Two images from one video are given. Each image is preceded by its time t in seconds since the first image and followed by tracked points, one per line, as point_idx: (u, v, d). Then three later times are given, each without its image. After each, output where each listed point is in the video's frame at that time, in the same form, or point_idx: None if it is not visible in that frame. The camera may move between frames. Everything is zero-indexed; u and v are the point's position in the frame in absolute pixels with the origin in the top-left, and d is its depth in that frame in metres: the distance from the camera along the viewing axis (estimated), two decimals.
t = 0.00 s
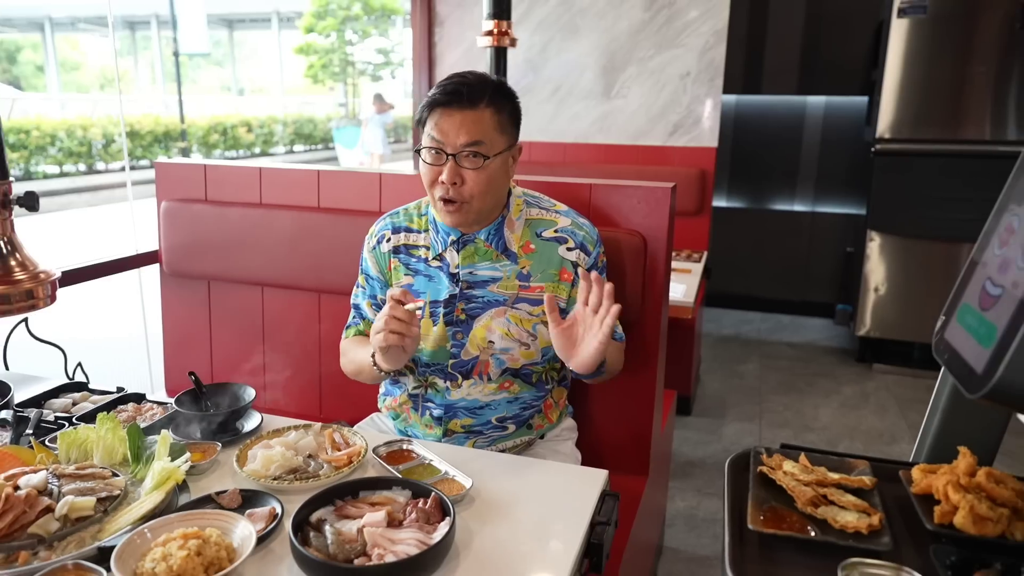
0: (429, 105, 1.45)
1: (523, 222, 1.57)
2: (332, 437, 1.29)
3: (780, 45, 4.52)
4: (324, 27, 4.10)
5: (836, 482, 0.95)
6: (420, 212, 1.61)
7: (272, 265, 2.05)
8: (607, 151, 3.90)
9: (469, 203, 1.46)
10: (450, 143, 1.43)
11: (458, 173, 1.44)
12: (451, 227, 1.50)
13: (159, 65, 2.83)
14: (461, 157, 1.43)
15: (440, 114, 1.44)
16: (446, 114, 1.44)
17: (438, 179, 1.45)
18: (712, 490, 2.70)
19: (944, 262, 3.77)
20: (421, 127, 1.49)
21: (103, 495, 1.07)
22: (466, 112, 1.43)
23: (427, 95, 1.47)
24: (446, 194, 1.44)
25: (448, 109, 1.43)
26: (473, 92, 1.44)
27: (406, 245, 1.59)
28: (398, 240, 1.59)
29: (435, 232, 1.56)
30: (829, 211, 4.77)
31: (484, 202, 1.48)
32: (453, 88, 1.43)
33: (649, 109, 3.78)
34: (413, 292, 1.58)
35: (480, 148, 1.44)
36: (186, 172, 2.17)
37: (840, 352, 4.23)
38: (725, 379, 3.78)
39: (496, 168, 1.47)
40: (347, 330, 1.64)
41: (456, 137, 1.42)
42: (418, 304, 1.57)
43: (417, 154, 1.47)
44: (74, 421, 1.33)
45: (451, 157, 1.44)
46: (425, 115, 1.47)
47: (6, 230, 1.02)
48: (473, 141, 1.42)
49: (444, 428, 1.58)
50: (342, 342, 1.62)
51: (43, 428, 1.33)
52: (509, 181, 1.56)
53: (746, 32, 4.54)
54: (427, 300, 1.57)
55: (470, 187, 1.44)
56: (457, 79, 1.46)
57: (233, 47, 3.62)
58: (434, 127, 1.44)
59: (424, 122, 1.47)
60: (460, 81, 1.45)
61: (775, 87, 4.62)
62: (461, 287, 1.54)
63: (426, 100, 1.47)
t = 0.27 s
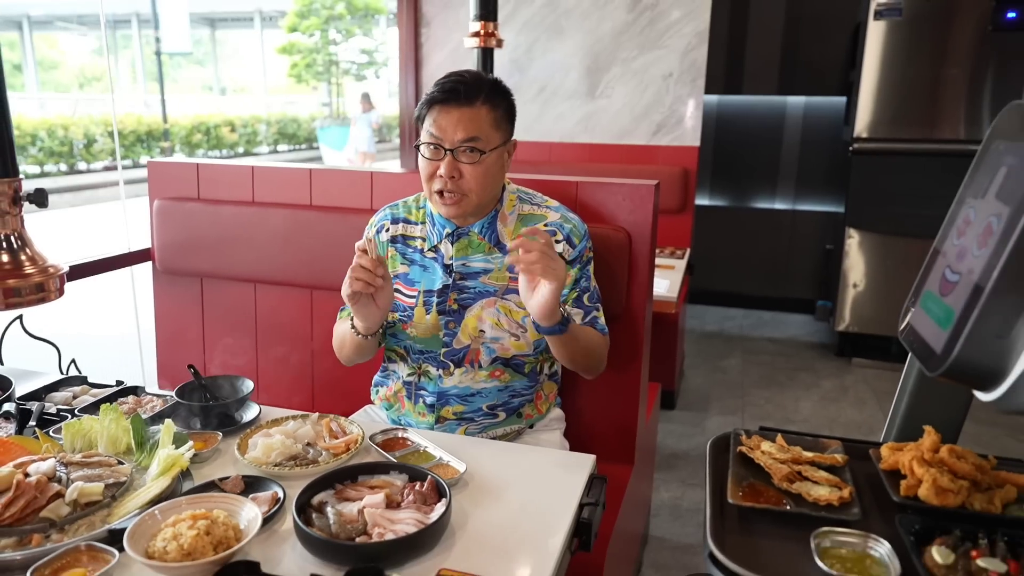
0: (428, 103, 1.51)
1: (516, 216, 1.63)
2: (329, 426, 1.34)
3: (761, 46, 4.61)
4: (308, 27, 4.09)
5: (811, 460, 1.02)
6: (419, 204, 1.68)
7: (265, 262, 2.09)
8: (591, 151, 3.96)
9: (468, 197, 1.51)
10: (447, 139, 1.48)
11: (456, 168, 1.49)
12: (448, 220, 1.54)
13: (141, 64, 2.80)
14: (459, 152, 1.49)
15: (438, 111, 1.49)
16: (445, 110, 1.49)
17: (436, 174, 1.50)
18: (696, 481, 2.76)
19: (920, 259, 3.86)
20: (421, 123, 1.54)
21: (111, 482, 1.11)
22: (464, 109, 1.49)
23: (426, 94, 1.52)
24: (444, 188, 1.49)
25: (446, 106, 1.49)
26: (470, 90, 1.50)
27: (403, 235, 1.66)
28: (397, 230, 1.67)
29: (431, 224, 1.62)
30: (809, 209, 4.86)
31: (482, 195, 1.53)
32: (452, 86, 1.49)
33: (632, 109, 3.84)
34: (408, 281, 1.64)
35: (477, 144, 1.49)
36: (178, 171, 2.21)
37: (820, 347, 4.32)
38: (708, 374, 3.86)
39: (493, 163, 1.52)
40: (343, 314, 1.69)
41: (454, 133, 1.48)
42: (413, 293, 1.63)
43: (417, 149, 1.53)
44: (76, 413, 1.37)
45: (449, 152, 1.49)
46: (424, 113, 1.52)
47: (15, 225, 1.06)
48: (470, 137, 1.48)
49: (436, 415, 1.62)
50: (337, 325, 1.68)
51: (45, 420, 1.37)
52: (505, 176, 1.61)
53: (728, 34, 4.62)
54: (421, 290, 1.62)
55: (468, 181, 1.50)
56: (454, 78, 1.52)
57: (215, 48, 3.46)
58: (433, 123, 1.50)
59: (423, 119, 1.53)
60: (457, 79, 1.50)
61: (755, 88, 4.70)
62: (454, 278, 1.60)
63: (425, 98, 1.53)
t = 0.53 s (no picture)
0: (418, 100, 1.54)
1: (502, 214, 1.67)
2: (322, 421, 1.37)
3: (742, 47, 4.67)
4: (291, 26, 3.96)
5: (787, 448, 1.06)
6: (408, 203, 1.73)
7: (254, 262, 2.11)
8: (575, 150, 4.00)
9: (459, 191, 1.54)
10: (439, 134, 1.52)
11: (447, 163, 1.52)
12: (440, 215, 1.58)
13: (119, 63, 2.72)
14: (450, 147, 1.52)
15: (429, 107, 1.52)
16: (435, 107, 1.52)
17: (428, 169, 1.54)
18: (680, 475, 2.82)
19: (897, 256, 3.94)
20: (412, 120, 1.57)
21: (108, 476, 1.14)
22: (454, 105, 1.52)
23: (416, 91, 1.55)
24: (436, 182, 1.53)
25: (436, 103, 1.52)
26: (459, 87, 1.53)
27: (392, 233, 1.70)
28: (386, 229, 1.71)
29: (420, 223, 1.67)
30: (789, 208, 4.94)
31: (473, 189, 1.56)
32: (442, 83, 1.52)
33: (616, 109, 3.89)
34: (397, 278, 1.68)
35: (467, 139, 1.52)
36: (166, 171, 2.22)
37: (800, 344, 4.40)
38: (691, 371, 3.91)
39: (483, 158, 1.55)
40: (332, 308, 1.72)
41: (445, 129, 1.51)
42: (402, 290, 1.67)
43: (409, 145, 1.56)
44: (71, 410, 1.39)
45: (441, 147, 1.52)
46: (414, 109, 1.55)
47: (13, 225, 1.08)
48: (460, 132, 1.51)
49: (426, 410, 1.66)
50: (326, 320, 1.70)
51: (40, 418, 1.39)
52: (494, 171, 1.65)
53: (709, 35, 4.69)
54: (410, 286, 1.66)
55: (459, 175, 1.53)
56: (444, 75, 1.55)
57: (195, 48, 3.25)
58: (424, 120, 1.53)
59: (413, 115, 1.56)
60: (447, 77, 1.54)
61: (737, 88, 4.76)
62: (442, 275, 1.64)
63: (415, 95, 1.56)
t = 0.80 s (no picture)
0: (406, 98, 1.56)
1: (488, 214, 1.70)
2: (313, 420, 1.38)
3: (723, 48, 4.73)
4: (272, 26, 3.90)
5: (770, 441, 1.10)
6: (394, 206, 1.75)
7: (242, 263, 2.12)
8: (560, 151, 4.03)
9: (446, 187, 1.56)
10: (426, 131, 1.54)
11: (434, 159, 1.54)
12: (426, 211, 1.60)
13: (97, 63, 2.70)
14: (437, 144, 1.54)
15: (416, 105, 1.55)
16: (422, 104, 1.54)
17: (415, 165, 1.56)
18: (665, 471, 2.86)
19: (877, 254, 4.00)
20: (399, 118, 1.59)
21: (102, 477, 1.14)
22: (441, 103, 1.54)
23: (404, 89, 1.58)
24: (422, 179, 1.55)
25: (423, 101, 1.54)
26: (447, 85, 1.55)
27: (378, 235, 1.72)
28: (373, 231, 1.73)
29: (407, 224, 1.69)
30: (771, 207, 5.00)
31: (460, 186, 1.58)
32: (429, 81, 1.54)
33: (600, 110, 3.92)
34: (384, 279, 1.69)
35: (454, 136, 1.55)
36: (153, 173, 2.22)
37: (783, 341, 4.46)
38: (675, 369, 3.95)
39: (470, 155, 1.57)
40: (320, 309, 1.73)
41: (432, 125, 1.53)
42: (389, 291, 1.68)
43: (396, 142, 1.58)
44: (62, 412, 1.39)
45: (428, 144, 1.54)
46: (401, 107, 1.57)
47: (8, 229, 1.09)
48: (447, 129, 1.54)
49: (415, 409, 1.68)
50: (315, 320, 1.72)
51: (31, 420, 1.39)
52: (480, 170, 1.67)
53: (691, 36, 4.75)
54: (397, 287, 1.67)
55: (446, 172, 1.55)
56: (431, 74, 1.57)
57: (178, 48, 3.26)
58: (411, 117, 1.55)
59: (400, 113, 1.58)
60: (434, 75, 1.56)
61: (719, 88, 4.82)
62: (429, 275, 1.65)
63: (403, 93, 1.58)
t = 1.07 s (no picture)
0: (384, 106, 1.56)
1: (469, 216, 1.69)
2: (304, 420, 1.39)
3: (704, 48, 4.79)
4: (252, 25, 3.81)
5: (757, 436, 1.12)
6: (375, 209, 1.73)
7: (229, 264, 2.12)
8: (543, 151, 4.05)
9: (429, 194, 1.57)
10: (407, 139, 1.54)
11: (416, 167, 1.55)
12: (409, 218, 1.60)
13: (74, 62, 2.66)
14: (419, 151, 1.55)
15: (396, 113, 1.55)
16: (402, 112, 1.55)
17: (397, 173, 1.56)
18: (651, 468, 2.88)
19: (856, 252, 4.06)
20: (377, 126, 1.59)
21: (94, 479, 1.14)
22: (421, 110, 1.55)
23: (381, 98, 1.58)
24: (405, 187, 1.55)
25: (402, 109, 1.55)
26: (425, 92, 1.56)
27: (361, 240, 1.72)
28: (355, 236, 1.72)
29: (389, 228, 1.68)
30: (752, 206, 5.05)
31: (442, 192, 1.59)
32: (408, 89, 1.55)
33: (583, 110, 3.95)
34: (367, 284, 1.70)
35: (435, 143, 1.56)
36: (136, 174, 2.21)
37: (765, 338, 4.51)
38: (659, 367, 3.99)
39: (451, 161, 1.59)
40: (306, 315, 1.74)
41: (413, 133, 1.54)
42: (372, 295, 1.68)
43: (376, 151, 1.58)
44: (50, 415, 1.39)
45: (409, 151, 1.55)
46: (380, 116, 1.58)
47: None
48: (428, 136, 1.55)
49: (402, 411, 1.69)
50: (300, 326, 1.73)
51: (19, 423, 1.38)
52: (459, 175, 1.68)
53: (673, 37, 4.81)
54: (380, 292, 1.68)
55: (429, 179, 1.56)
56: (409, 81, 1.58)
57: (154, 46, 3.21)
58: (391, 125, 1.55)
59: (379, 121, 1.58)
60: (412, 83, 1.56)
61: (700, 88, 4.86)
62: (411, 278, 1.66)
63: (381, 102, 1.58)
